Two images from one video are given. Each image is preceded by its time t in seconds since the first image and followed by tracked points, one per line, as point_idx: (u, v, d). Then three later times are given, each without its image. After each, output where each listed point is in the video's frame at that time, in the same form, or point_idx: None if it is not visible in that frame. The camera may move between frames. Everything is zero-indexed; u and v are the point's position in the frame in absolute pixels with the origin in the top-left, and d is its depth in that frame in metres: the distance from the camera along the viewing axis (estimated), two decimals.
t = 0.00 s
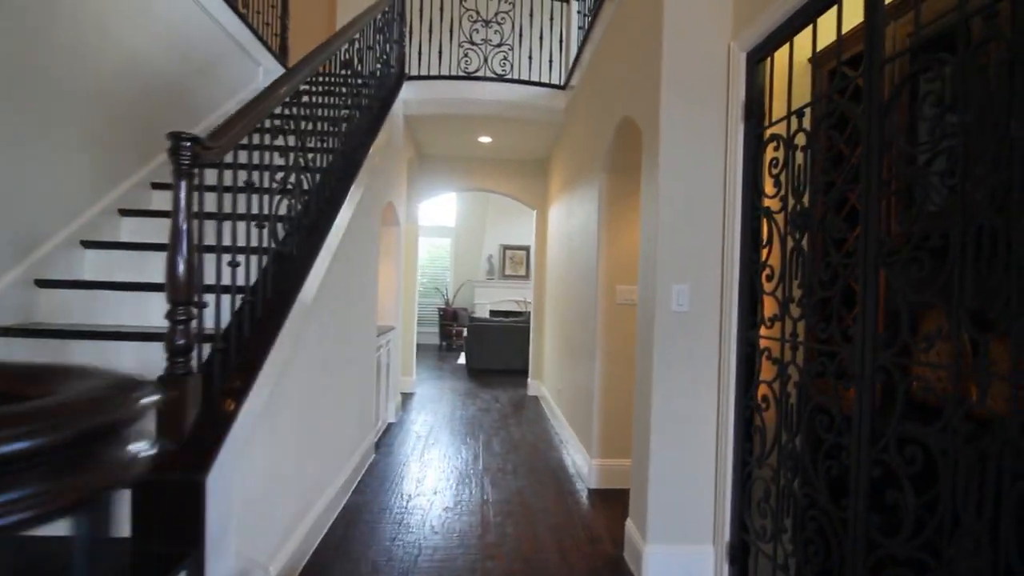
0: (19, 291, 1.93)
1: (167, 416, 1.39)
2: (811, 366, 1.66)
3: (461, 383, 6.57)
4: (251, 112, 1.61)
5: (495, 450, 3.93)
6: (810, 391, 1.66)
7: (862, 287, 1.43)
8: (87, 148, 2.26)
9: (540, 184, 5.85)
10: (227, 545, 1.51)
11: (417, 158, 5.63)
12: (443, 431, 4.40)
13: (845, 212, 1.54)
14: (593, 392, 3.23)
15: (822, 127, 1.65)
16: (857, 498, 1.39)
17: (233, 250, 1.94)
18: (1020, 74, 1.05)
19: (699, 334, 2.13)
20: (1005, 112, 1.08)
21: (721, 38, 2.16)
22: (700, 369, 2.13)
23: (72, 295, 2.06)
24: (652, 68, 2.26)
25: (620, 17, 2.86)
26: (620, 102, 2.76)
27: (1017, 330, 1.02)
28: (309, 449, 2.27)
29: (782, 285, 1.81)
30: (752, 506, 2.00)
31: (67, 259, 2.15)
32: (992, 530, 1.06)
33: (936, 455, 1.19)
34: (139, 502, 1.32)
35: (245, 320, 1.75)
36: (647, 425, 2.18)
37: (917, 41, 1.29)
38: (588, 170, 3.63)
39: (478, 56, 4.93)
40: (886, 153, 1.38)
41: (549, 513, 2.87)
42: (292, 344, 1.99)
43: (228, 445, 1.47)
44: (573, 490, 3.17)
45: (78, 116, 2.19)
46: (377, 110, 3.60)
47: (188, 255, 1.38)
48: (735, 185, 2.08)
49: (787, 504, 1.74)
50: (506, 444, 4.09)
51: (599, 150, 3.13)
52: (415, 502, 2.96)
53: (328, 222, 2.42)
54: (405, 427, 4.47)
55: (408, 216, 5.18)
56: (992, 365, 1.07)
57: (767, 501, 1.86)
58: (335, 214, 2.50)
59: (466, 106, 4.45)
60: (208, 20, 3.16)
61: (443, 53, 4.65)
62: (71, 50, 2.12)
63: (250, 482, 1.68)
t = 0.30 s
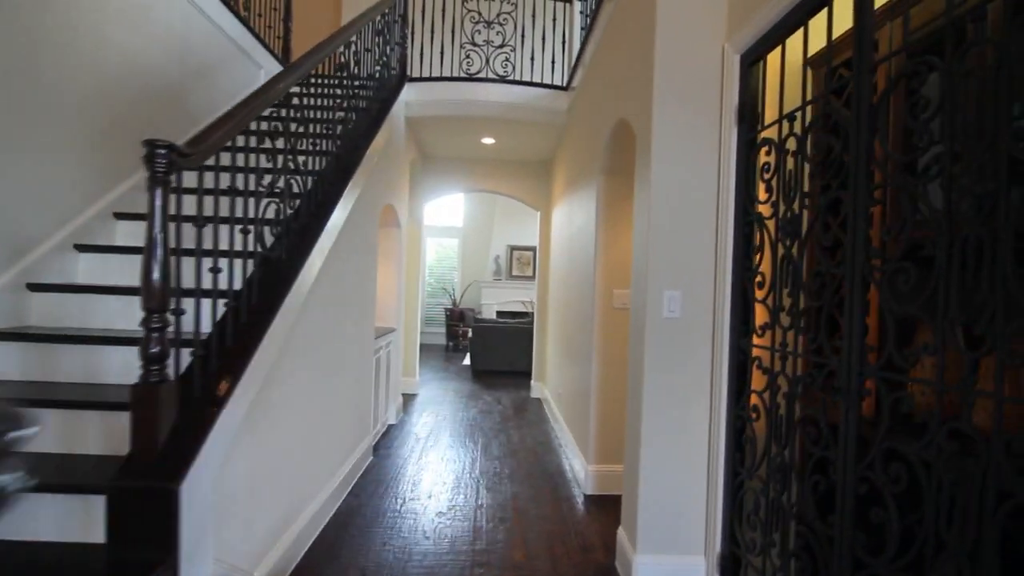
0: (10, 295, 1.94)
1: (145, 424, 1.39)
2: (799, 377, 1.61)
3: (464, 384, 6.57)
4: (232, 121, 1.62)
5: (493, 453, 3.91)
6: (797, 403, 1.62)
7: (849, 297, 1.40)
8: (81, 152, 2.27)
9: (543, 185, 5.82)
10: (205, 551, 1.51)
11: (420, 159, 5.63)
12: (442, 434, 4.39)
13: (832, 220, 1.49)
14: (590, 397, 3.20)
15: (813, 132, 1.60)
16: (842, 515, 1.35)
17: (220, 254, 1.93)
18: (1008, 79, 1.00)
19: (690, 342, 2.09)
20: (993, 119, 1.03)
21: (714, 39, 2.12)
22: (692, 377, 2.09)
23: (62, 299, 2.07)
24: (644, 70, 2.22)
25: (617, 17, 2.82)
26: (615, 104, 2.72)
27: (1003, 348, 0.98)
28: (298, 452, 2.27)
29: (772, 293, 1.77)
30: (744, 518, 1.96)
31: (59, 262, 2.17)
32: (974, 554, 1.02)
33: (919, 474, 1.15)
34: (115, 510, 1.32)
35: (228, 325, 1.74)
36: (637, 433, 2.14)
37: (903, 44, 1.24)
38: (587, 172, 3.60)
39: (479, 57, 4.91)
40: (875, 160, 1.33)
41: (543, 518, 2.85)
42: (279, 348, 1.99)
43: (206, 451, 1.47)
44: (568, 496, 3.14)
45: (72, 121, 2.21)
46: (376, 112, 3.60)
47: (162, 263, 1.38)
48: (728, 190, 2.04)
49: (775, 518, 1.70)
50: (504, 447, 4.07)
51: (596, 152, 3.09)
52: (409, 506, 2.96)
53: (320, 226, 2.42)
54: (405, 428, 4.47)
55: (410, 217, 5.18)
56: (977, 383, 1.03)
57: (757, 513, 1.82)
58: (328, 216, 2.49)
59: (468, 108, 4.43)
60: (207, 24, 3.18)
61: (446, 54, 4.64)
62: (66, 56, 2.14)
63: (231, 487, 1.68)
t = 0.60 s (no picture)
0: None
1: (123, 428, 1.39)
2: (785, 383, 1.59)
3: (464, 385, 6.57)
4: (212, 126, 1.60)
5: (489, 455, 3.90)
6: (782, 409, 1.59)
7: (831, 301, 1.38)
8: (74, 156, 2.28)
9: (543, 186, 5.81)
10: (184, 556, 1.51)
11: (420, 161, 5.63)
12: (440, 435, 4.39)
13: (818, 223, 1.47)
14: (585, 400, 3.18)
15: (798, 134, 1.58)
16: (824, 524, 1.33)
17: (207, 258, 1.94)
18: (983, 81, 0.98)
19: (679, 346, 2.07)
20: (969, 121, 1.01)
21: (704, 39, 2.10)
22: (681, 382, 2.07)
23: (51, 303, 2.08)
24: (634, 71, 2.20)
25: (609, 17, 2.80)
26: (608, 105, 2.70)
27: (979, 357, 0.95)
28: (286, 455, 2.26)
29: (759, 297, 1.75)
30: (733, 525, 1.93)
31: (50, 267, 2.18)
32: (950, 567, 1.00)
33: (898, 484, 1.12)
34: (92, 516, 1.33)
35: (211, 330, 1.75)
36: (626, 438, 2.12)
37: (885, 43, 1.22)
38: (583, 173, 3.58)
39: (477, 58, 4.91)
40: (858, 163, 1.31)
41: (536, 522, 2.83)
42: (265, 351, 1.99)
43: (184, 456, 1.46)
44: (562, 499, 3.12)
45: (64, 126, 2.23)
46: (371, 114, 3.59)
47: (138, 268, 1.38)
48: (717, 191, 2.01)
49: (761, 525, 1.68)
50: (501, 449, 4.05)
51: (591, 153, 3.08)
52: (400, 508, 2.95)
53: (310, 229, 2.41)
54: (403, 430, 4.47)
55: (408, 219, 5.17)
56: (955, 392, 1.01)
57: (744, 520, 1.80)
58: (319, 218, 2.48)
59: (467, 109, 4.41)
60: (203, 27, 3.19)
61: (444, 55, 4.64)
62: (58, 61, 2.16)
63: (211, 491, 1.68)
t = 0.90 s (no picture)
0: None
1: (99, 433, 1.39)
2: (765, 388, 1.57)
3: (462, 388, 6.57)
4: (195, 129, 1.63)
5: (483, 459, 3.88)
6: (762, 414, 1.58)
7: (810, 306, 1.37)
8: (62, 161, 2.29)
9: (539, 188, 5.81)
10: (161, 561, 1.50)
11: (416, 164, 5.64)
12: (435, 438, 4.38)
13: (796, 226, 1.45)
14: (577, 403, 3.17)
15: (779, 136, 1.57)
16: (803, 531, 1.32)
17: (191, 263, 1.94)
18: (953, 82, 0.97)
19: (666, 349, 2.06)
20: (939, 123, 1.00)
21: (690, 41, 2.09)
22: (667, 386, 2.06)
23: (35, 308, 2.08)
24: (620, 74, 2.19)
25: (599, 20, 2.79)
26: (597, 108, 2.70)
27: (948, 362, 0.94)
28: (272, 459, 2.26)
29: (742, 300, 1.74)
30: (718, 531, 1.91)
31: (36, 272, 2.19)
32: None
33: (871, 490, 1.11)
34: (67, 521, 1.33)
35: (193, 334, 1.74)
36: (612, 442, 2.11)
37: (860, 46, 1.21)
38: (575, 175, 3.57)
39: (472, 61, 4.92)
40: (835, 166, 1.30)
41: (526, 526, 2.82)
42: (250, 355, 1.98)
43: (161, 460, 1.46)
44: (554, 503, 3.11)
45: (54, 131, 2.23)
46: (364, 117, 3.59)
47: (114, 274, 1.38)
48: (702, 195, 2.01)
49: (744, 530, 1.66)
50: (495, 453, 4.04)
51: (581, 155, 3.07)
52: (390, 511, 2.94)
53: (299, 232, 2.41)
54: (398, 433, 4.46)
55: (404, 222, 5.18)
56: (927, 397, 1.00)
57: (728, 526, 1.78)
58: (307, 222, 2.48)
59: (462, 112, 4.41)
60: (195, 32, 3.20)
61: (438, 58, 4.64)
62: (47, 66, 2.16)
63: (191, 495, 1.67)
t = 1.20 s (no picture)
0: None
1: (74, 440, 1.39)
2: (744, 392, 1.57)
3: (457, 391, 6.56)
4: (173, 135, 1.62)
5: (475, 462, 3.88)
6: (742, 418, 1.58)
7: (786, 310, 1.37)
8: (47, 166, 2.28)
9: (533, 191, 5.81)
10: (139, 567, 1.50)
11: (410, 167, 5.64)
12: (427, 441, 4.37)
13: (773, 231, 1.46)
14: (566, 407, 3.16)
15: (757, 139, 1.57)
16: (779, 536, 1.31)
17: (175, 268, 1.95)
18: (918, 88, 0.97)
19: (651, 353, 2.06)
20: (906, 129, 1.00)
21: (674, 45, 2.09)
22: (651, 389, 2.05)
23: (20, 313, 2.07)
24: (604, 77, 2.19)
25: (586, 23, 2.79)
26: (584, 111, 2.70)
27: (914, 369, 0.95)
28: (257, 464, 2.25)
29: (722, 305, 1.74)
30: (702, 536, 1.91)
31: (22, 276, 2.17)
32: None
33: (843, 495, 1.11)
34: (41, 529, 1.32)
35: (173, 339, 1.74)
36: (597, 446, 2.10)
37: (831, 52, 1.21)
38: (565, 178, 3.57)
39: (464, 64, 4.92)
40: (810, 171, 1.31)
41: (515, 530, 2.81)
42: (233, 361, 1.98)
43: (140, 467, 1.45)
44: (544, 506, 3.10)
45: (39, 135, 2.22)
46: (355, 120, 3.59)
47: (89, 280, 1.37)
48: (685, 198, 2.01)
49: (725, 534, 1.66)
50: (487, 456, 4.03)
51: (570, 157, 3.07)
52: (378, 515, 2.93)
53: (285, 235, 2.41)
54: (391, 436, 4.45)
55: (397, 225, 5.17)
56: (894, 404, 1.00)
57: (710, 530, 1.78)
58: (294, 225, 2.47)
59: (454, 114, 4.40)
60: (184, 36, 3.20)
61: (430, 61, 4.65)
62: (31, 71, 2.16)
63: (173, 501, 1.67)
